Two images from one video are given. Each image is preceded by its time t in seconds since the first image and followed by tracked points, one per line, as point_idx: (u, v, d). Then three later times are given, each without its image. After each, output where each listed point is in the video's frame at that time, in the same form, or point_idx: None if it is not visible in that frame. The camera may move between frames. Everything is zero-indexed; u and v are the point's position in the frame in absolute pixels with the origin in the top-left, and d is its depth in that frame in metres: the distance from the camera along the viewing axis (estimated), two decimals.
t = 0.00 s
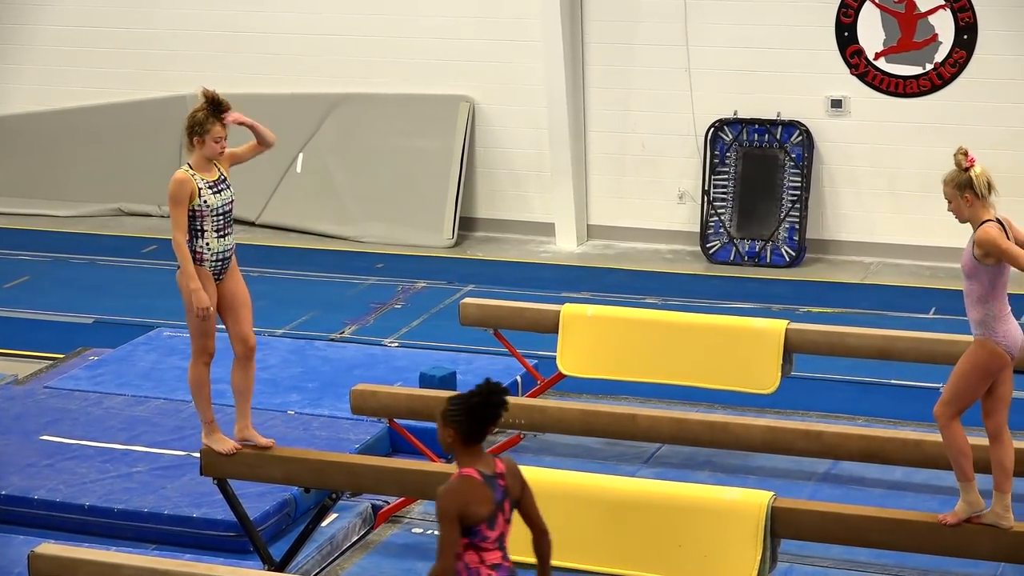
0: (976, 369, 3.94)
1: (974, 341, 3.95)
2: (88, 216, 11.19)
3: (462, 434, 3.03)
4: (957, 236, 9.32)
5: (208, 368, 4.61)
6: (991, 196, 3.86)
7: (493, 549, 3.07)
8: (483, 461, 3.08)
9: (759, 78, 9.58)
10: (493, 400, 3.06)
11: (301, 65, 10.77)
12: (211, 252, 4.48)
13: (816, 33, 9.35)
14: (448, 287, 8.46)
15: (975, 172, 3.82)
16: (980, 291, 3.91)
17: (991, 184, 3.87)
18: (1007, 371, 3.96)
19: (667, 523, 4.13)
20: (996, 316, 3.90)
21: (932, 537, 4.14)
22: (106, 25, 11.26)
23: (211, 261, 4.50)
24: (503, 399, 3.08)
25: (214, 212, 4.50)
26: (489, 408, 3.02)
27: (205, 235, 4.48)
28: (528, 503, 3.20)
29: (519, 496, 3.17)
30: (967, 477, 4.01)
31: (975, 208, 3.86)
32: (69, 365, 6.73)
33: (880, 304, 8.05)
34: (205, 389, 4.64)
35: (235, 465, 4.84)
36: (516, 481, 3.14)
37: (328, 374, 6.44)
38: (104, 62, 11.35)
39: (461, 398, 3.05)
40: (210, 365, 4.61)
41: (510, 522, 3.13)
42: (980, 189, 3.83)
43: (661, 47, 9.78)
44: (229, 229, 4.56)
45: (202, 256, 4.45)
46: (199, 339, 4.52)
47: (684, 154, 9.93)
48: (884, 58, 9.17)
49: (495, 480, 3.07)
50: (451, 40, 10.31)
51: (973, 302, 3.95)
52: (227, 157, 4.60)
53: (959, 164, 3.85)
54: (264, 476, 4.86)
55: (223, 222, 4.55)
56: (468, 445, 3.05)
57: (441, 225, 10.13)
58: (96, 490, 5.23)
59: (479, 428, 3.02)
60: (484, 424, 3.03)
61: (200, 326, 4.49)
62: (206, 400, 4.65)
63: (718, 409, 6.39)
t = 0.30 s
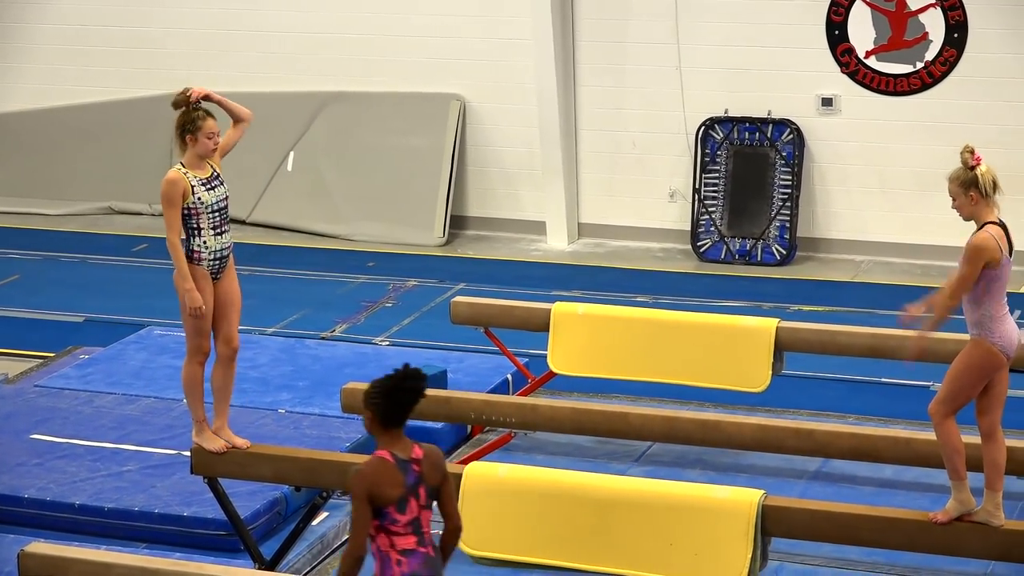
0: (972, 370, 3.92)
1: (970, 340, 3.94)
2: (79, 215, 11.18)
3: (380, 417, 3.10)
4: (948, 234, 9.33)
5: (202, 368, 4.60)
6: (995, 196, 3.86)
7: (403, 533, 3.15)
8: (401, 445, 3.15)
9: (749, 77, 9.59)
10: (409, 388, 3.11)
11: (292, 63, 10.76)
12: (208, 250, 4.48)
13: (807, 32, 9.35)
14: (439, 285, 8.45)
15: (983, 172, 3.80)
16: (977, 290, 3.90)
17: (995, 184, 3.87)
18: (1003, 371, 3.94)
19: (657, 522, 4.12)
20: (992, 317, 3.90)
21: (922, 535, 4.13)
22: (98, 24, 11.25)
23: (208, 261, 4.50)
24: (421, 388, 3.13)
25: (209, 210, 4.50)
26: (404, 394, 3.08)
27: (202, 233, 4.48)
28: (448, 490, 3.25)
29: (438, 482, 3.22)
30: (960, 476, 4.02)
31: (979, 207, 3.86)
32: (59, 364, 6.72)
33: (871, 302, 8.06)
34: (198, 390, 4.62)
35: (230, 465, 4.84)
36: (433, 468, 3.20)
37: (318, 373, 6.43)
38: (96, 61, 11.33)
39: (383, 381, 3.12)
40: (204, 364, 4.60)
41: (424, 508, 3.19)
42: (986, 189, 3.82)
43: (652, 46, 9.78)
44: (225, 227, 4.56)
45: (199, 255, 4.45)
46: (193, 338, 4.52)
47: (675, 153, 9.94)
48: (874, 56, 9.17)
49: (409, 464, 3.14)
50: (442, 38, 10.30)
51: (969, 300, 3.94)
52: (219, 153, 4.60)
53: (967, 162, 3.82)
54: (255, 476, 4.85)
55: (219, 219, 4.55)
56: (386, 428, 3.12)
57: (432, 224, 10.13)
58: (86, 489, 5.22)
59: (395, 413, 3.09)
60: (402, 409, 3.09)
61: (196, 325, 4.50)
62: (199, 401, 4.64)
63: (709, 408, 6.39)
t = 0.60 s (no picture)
0: (947, 365, 3.92)
1: (945, 334, 3.94)
2: (67, 214, 11.15)
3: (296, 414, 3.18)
4: (936, 231, 9.34)
5: (191, 367, 4.60)
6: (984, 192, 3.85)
7: (300, 531, 3.16)
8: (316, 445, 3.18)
9: (737, 75, 9.59)
10: (319, 393, 3.14)
11: (280, 62, 10.76)
12: (205, 250, 4.48)
13: (794, 30, 9.35)
14: (427, 284, 8.46)
15: (969, 168, 3.81)
16: (954, 284, 3.91)
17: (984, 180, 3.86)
18: (977, 366, 3.94)
19: (644, 520, 4.07)
20: (966, 311, 3.90)
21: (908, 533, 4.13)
22: (87, 23, 11.24)
23: (204, 261, 4.50)
24: (333, 394, 3.14)
25: (206, 208, 4.49)
26: (309, 396, 3.13)
27: (199, 232, 4.47)
28: (363, 499, 3.17)
29: (352, 489, 3.16)
30: (944, 473, 3.99)
31: (967, 203, 3.85)
32: (46, 364, 6.71)
33: (858, 300, 8.06)
34: (187, 389, 4.61)
35: (217, 463, 4.82)
36: (343, 473, 3.15)
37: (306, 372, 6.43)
38: (85, 60, 11.32)
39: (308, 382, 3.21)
40: (192, 365, 4.60)
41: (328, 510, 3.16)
42: (973, 184, 3.81)
43: (639, 44, 9.78)
44: (221, 226, 4.55)
45: (196, 255, 4.46)
46: (184, 338, 4.53)
47: (662, 151, 9.94)
48: (862, 54, 9.18)
49: (312, 463, 3.15)
50: (430, 37, 10.30)
51: (947, 294, 3.95)
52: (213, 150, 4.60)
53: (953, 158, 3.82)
54: (242, 475, 4.82)
55: (215, 218, 4.54)
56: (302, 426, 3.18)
57: (420, 223, 10.12)
58: (74, 489, 5.21)
59: (304, 410, 3.14)
60: (311, 407, 3.13)
61: (189, 325, 4.50)
62: (185, 401, 4.64)
63: (697, 406, 6.39)
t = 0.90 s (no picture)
0: (938, 361, 3.92)
1: (932, 329, 3.94)
2: (58, 215, 11.14)
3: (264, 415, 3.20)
4: (927, 229, 9.35)
5: (183, 367, 4.60)
6: (967, 187, 3.85)
7: (239, 519, 3.14)
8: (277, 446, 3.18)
9: (728, 74, 9.59)
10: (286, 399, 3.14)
11: (271, 63, 10.75)
12: (198, 249, 4.49)
13: (785, 29, 9.35)
14: (419, 284, 8.45)
15: (952, 163, 3.82)
16: (940, 278, 3.91)
17: (967, 175, 3.87)
18: (968, 362, 3.94)
19: (639, 519, 4.06)
20: (952, 306, 3.89)
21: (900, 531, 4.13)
22: (78, 24, 11.23)
23: (197, 260, 4.50)
24: (296, 400, 3.13)
25: (199, 206, 4.49)
26: (271, 396, 3.13)
27: (191, 231, 4.47)
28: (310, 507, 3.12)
29: (297, 492, 3.12)
30: (939, 473, 3.99)
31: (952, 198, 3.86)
32: (38, 364, 6.71)
33: (850, 298, 8.07)
34: (179, 390, 4.61)
35: (210, 464, 4.83)
36: (294, 476, 3.12)
37: (299, 372, 6.43)
38: (77, 60, 11.31)
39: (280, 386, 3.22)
40: (185, 364, 4.59)
41: (269, 505, 3.12)
42: (957, 179, 3.82)
43: (631, 43, 9.78)
44: (214, 224, 4.56)
45: (190, 255, 4.46)
46: (178, 338, 4.51)
47: (653, 150, 9.95)
48: (853, 53, 9.19)
49: (266, 458, 3.15)
50: (422, 36, 10.29)
51: (932, 289, 3.95)
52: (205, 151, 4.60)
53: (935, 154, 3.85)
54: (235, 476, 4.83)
55: (208, 216, 4.54)
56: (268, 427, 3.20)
57: (411, 222, 10.12)
58: (67, 490, 5.21)
59: (265, 411, 3.15)
60: (271, 409, 3.14)
61: (184, 326, 4.49)
62: (178, 401, 4.65)
63: (690, 405, 6.39)
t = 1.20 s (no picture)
0: (942, 365, 3.90)
1: (941, 336, 3.92)
2: (51, 217, 11.12)
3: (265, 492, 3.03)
4: (919, 230, 9.36)
5: (176, 369, 4.59)
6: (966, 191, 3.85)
7: None
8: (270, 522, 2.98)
9: (721, 75, 9.60)
10: (282, 478, 2.96)
11: (264, 65, 10.75)
12: (188, 249, 4.49)
13: (778, 30, 9.36)
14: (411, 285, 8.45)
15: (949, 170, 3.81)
16: (947, 285, 3.90)
17: (964, 180, 3.87)
18: (975, 366, 3.92)
19: (631, 520, 4.06)
20: (960, 312, 3.88)
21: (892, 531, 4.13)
22: (71, 26, 11.23)
23: (187, 260, 4.49)
24: (285, 477, 2.95)
25: (191, 207, 4.48)
26: (266, 472, 2.96)
27: (182, 231, 4.47)
28: None
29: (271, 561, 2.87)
30: (930, 470, 3.97)
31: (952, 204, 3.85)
32: (31, 366, 6.71)
33: (843, 299, 8.07)
34: (172, 392, 4.60)
35: (203, 465, 4.83)
36: (274, 546, 2.88)
37: (292, 374, 6.42)
38: (70, 62, 11.30)
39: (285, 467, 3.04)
40: (178, 366, 4.58)
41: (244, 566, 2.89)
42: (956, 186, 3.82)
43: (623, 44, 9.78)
44: (204, 225, 4.56)
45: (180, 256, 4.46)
46: (170, 339, 4.51)
47: (645, 151, 9.96)
48: (846, 53, 9.19)
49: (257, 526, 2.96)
50: (415, 37, 10.29)
51: (940, 296, 3.94)
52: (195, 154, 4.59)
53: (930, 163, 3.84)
54: (228, 477, 4.83)
55: (199, 218, 4.54)
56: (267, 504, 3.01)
57: (404, 223, 10.12)
58: (60, 492, 5.20)
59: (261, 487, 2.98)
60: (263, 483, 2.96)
61: (175, 326, 4.48)
62: (170, 403, 4.64)
63: (683, 406, 6.39)
